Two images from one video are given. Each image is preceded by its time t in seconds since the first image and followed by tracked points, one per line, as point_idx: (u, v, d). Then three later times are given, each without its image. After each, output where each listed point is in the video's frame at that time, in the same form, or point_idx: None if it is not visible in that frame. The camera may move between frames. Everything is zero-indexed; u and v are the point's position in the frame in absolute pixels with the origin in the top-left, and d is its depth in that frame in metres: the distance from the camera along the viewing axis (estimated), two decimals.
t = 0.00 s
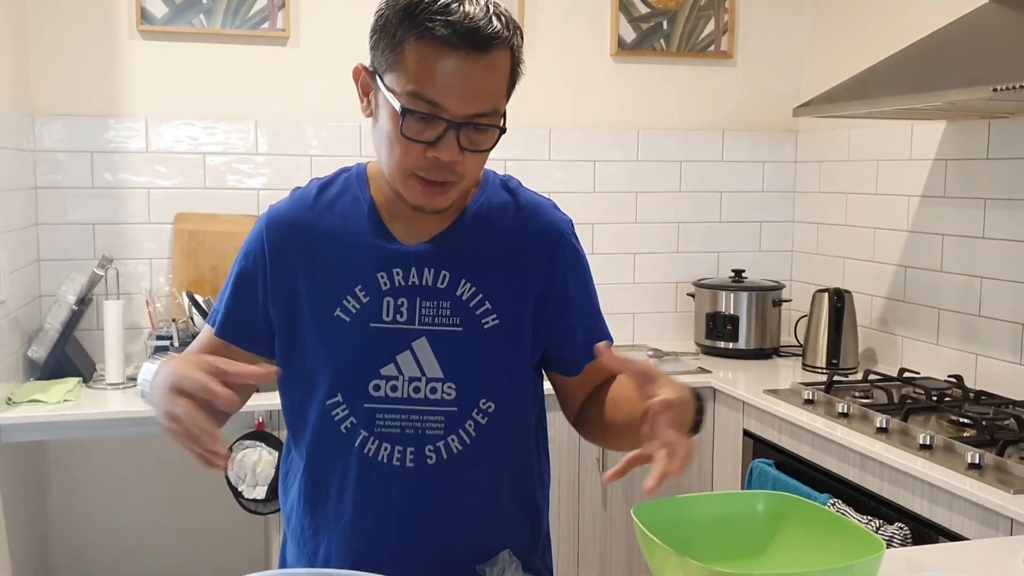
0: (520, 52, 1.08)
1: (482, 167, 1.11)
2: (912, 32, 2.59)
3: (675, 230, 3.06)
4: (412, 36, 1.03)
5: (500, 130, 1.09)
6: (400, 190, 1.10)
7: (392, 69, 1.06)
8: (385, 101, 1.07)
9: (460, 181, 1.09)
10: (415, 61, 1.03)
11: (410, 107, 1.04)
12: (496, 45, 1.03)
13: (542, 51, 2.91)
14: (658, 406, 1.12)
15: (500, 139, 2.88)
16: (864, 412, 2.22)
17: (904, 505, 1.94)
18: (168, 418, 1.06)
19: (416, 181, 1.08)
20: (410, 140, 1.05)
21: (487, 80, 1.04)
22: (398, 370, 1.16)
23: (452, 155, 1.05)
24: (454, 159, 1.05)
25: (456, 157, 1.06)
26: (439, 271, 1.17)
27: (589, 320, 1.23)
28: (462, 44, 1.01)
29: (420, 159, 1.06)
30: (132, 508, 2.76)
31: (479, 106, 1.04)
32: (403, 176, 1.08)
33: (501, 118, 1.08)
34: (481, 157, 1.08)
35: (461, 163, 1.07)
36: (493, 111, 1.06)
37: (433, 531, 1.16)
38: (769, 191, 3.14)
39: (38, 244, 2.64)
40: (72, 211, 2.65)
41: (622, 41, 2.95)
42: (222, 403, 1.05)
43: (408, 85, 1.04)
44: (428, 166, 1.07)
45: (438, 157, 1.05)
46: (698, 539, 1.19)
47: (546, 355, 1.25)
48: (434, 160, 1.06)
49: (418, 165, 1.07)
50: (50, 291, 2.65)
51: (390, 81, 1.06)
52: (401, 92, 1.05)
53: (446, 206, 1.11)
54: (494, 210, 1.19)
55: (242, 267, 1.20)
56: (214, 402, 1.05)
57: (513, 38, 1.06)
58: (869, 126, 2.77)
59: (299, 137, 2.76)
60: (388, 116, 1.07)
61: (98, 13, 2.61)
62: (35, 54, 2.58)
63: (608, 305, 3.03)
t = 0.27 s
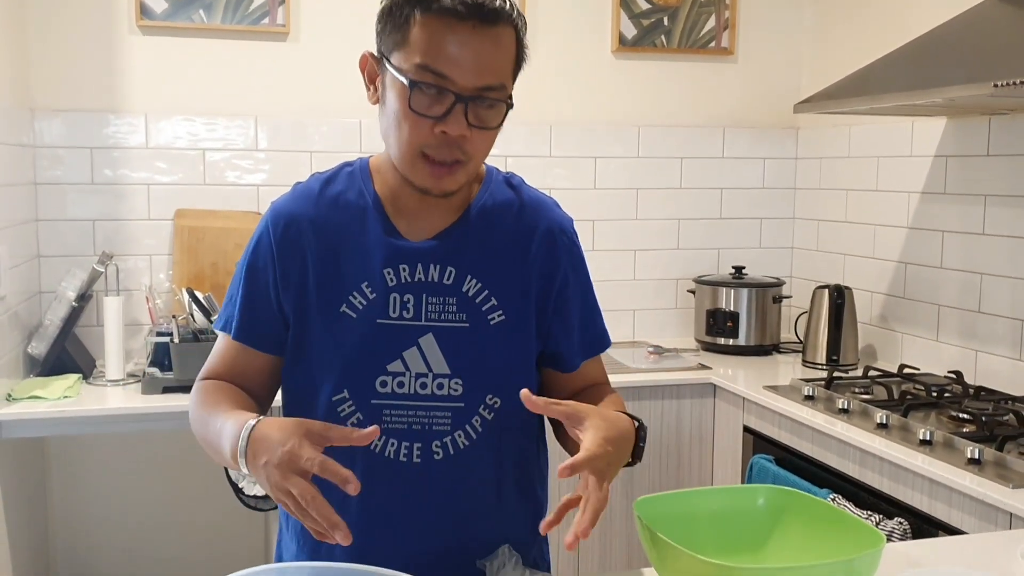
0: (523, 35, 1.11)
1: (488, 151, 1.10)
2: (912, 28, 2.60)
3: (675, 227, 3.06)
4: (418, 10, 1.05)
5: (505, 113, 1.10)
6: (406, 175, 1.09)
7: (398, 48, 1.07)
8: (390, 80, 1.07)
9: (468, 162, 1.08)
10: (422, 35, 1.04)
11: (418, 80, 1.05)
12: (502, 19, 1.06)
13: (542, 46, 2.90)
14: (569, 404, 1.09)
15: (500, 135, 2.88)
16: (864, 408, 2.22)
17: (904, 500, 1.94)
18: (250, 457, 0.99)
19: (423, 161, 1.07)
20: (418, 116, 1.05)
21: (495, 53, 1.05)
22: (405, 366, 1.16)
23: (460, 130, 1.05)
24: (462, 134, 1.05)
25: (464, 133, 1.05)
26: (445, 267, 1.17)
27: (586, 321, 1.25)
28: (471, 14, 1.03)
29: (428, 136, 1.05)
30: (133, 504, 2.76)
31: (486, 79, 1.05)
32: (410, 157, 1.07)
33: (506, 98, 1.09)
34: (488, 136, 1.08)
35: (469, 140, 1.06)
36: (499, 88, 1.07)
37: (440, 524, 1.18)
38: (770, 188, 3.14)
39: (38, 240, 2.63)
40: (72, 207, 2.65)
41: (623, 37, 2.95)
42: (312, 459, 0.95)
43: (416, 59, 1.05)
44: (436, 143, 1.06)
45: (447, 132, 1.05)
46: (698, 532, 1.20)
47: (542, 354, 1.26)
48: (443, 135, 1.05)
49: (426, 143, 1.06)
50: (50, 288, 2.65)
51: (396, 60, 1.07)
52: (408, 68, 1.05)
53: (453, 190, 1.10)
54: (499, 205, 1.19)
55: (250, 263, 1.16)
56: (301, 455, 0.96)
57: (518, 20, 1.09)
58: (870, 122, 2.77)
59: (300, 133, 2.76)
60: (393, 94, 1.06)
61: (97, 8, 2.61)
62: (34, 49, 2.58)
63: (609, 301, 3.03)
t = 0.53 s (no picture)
0: (520, 22, 1.11)
1: (481, 134, 1.09)
2: (913, 25, 2.60)
3: (676, 223, 3.06)
4: None
5: (499, 96, 1.09)
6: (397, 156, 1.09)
7: (389, 28, 1.08)
8: (381, 60, 1.08)
9: (458, 143, 1.07)
10: (412, 12, 1.05)
11: (406, 57, 1.05)
12: None
13: (542, 43, 2.90)
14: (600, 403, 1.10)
15: (500, 131, 2.88)
16: (865, 404, 2.22)
17: (905, 496, 1.94)
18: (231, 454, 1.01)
19: (410, 140, 1.06)
20: (407, 92, 1.05)
21: (485, 32, 1.05)
22: (409, 359, 1.16)
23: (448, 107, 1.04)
24: (450, 111, 1.05)
25: (452, 110, 1.05)
26: (448, 260, 1.16)
27: (587, 311, 1.25)
28: None
29: (415, 113, 1.05)
30: (133, 501, 2.75)
31: (475, 56, 1.05)
32: (398, 135, 1.06)
33: (499, 80, 1.08)
34: (479, 116, 1.07)
35: (457, 118, 1.05)
36: (490, 67, 1.07)
37: (446, 518, 1.18)
38: (770, 185, 3.14)
39: (38, 236, 2.63)
40: (71, 204, 2.65)
41: (623, 34, 2.94)
42: (268, 465, 0.95)
43: (405, 36, 1.06)
44: (423, 121, 1.05)
45: (434, 108, 1.04)
46: (701, 528, 1.19)
47: (549, 347, 1.26)
48: (429, 112, 1.05)
49: (413, 121, 1.05)
50: (50, 284, 2.65)
51: (387, 41, 1.08)
52: (397, 47, 1.06)
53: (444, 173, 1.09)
54: (501, 197, 1.19)
55: (252, 260, 1.16)
56: (261, 459, 0.96)
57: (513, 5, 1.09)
58: (870, 119, 2.77)
59: (300, 130, 2.76)
60: (384, 74, 1.07)
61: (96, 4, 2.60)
62: (34, 46, 2.57)
63: (609, 298, 3.03)
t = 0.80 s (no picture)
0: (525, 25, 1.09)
1: (485, 141, 1.10)
2: (913, 23, 2.59)
3: (675, 222, 3.06)
4: None
5: (503, 104, 1.09)
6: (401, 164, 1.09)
7: (394, 35, 1.05)
8: (387, 69, 1.06)
9: (461, 153, 1.08)
10: (418, 23, 1.03)
11: (411, 71, 1.04)
12: (500, 9, 1.04)
13: (541, 41, 2.90)
14: (573, 409, 1.09)
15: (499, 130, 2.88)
16: (866, 402, 2.22)
17: (905, 494, 1.94)
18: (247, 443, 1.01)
19: (415, 150, 1.07)
20: (411, 105, 1.05)
21: (491, 44, 1.04)
22: (410, 356, 1.16)
23: (453, 122, 1.05)
24: (455, 126, 1.05)
25: (457, 124, 1.05)
26: (450, 257, 1.16)
27: (588, 310, 1.25)
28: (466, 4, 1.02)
29: (420, 126, 1.05)
30: (132, 500, 2.75)
31: (481, 70, 1.04)
32: (403, 146, 1.07)
33: (503, 89, 1.08)
34: (483, 127, 1.07)
35: (462, 131, 1.06)
36: (495, 79, 1.06)
37: (447, 515, 1.18)
38: (769, 183, 3.14)
39: (37, 235, 2.63)
40: (70, 202, 2.64)
41: (623, 32, 2.94)
42: (288, 454, 0.95)
43: (410, 48, 1.04)
44: (429, 134, 1.05)
45: (439, 123, 1.04)
46: (700, 526, 1.19)
47: (551, 344, 1.26)
48: (435, 126, 1.05)
49: (419, 134, 1.06)
50: (49, 283, 2.64)
51: (392, 48, 1.06)
52: (403, 57, 1.05)
53: (449, 181, 1.09)
54: (502, 195, 1.19)
55: (253, 258, 1.15)
56: (280, 448, 0.96)
57: (519, 11, 1.07)
58: (870, 117, 2.77)
59: (299, 128, 2.75)
60: (389, 83, 1.06)
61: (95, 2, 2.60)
62: (32, 44, 2.57)
63: (608, 296, 3.03)
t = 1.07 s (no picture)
0: (526, 43, 1.09)
1: (488, 158, 1.11)
2: (911, 25, 2.60)
3: (674, 223, 3.06)
4: (419, 23, 1.03)
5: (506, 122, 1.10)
6: (405, 182, 1.11)
7: (398, 59, 1.06)
8: (390, 90, 1.07)
9: (465, 172, 1.09)
10: (421, 51, 1.03)
11: (415, 97, 1.05)
12: (503, 35, 1.04)
13: (540, 42, 2.90)
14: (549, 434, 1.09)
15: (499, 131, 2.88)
16: (864, 403, 2.22)
17: (903, 496, 1.95)
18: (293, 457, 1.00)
19: (419, 172, 1.09)
20: (416, 130, 1.06)
21: (494, 71, 1.04)
22: (409, 360, 1.16)
23: (457, 147, 1.06)
24: (458, 150, 1.06)
25: (461, 148, 1.06)
26: (449, 261, 1.17)
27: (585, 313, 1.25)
28: (470, 34, 1.02)
29: (424, 150, 1.06)
30: (132, 501, 2.76)
31: (484, 97, 1.05)
32: (408, 167, 1.08)
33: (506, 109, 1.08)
34: (486, 148, 1.08)
35: (465, 153, 1.07)
36: (499, 102, 1.06)
37: (446, 517, 1.19)
38: (768, 184, 3.14)
39: (37, 236, 2.63)
40: (70, 204, 2.65)
41: (621, 33, 2.95)
42: (348, 476, 0.95)
43: (414, 74, 1.04)
44: (433, 157, 1.07)
45: (443, 148, 1.06)
46: (700, 528, 1.20)
47: (547, 346, 1.26)
48: (439, 150, 1.06)
49: (423, 158, 1.07)
50: (48, 284, 2.65)
51: (396, 71, 1.06)
52: (407, 83, 1.05)
53: (450, 197, 1.12)
54: (501, 199, 1.19)
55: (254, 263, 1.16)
56: (338, 469, 0.96)
57: (521, 31, 1.07)
58: (868, 118, 2.77)
59: (298, 130, 2.76)
60: (392, 106, 1.07)
61: (95, 4, 2.60)
62: (32, 46, 2.57)
63: (607, 297, 3.03)
